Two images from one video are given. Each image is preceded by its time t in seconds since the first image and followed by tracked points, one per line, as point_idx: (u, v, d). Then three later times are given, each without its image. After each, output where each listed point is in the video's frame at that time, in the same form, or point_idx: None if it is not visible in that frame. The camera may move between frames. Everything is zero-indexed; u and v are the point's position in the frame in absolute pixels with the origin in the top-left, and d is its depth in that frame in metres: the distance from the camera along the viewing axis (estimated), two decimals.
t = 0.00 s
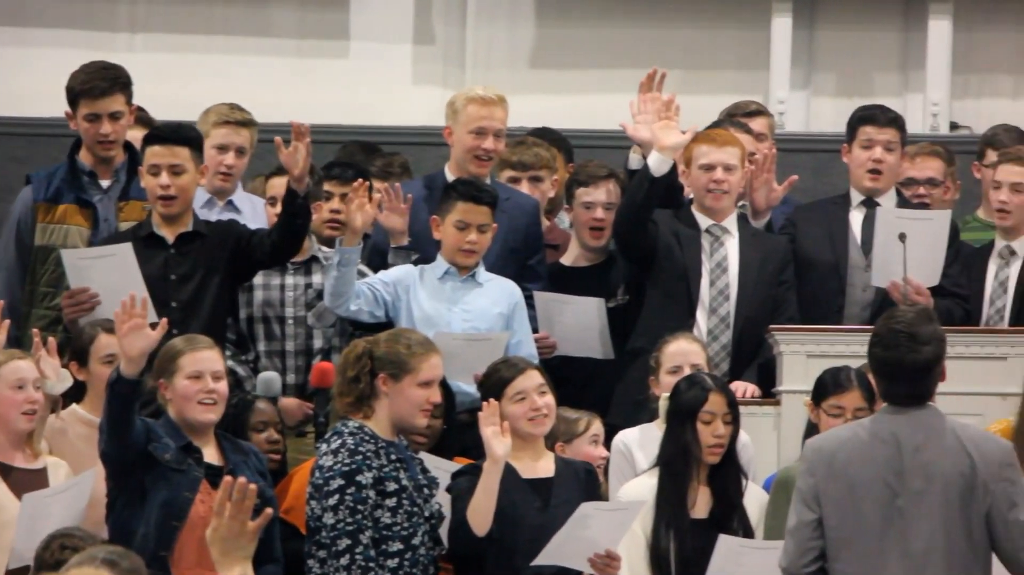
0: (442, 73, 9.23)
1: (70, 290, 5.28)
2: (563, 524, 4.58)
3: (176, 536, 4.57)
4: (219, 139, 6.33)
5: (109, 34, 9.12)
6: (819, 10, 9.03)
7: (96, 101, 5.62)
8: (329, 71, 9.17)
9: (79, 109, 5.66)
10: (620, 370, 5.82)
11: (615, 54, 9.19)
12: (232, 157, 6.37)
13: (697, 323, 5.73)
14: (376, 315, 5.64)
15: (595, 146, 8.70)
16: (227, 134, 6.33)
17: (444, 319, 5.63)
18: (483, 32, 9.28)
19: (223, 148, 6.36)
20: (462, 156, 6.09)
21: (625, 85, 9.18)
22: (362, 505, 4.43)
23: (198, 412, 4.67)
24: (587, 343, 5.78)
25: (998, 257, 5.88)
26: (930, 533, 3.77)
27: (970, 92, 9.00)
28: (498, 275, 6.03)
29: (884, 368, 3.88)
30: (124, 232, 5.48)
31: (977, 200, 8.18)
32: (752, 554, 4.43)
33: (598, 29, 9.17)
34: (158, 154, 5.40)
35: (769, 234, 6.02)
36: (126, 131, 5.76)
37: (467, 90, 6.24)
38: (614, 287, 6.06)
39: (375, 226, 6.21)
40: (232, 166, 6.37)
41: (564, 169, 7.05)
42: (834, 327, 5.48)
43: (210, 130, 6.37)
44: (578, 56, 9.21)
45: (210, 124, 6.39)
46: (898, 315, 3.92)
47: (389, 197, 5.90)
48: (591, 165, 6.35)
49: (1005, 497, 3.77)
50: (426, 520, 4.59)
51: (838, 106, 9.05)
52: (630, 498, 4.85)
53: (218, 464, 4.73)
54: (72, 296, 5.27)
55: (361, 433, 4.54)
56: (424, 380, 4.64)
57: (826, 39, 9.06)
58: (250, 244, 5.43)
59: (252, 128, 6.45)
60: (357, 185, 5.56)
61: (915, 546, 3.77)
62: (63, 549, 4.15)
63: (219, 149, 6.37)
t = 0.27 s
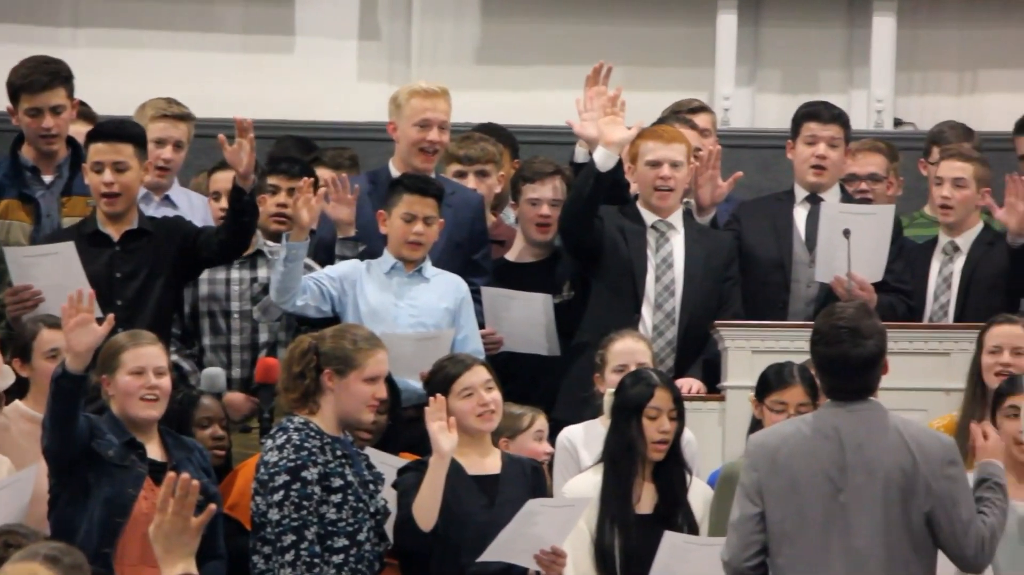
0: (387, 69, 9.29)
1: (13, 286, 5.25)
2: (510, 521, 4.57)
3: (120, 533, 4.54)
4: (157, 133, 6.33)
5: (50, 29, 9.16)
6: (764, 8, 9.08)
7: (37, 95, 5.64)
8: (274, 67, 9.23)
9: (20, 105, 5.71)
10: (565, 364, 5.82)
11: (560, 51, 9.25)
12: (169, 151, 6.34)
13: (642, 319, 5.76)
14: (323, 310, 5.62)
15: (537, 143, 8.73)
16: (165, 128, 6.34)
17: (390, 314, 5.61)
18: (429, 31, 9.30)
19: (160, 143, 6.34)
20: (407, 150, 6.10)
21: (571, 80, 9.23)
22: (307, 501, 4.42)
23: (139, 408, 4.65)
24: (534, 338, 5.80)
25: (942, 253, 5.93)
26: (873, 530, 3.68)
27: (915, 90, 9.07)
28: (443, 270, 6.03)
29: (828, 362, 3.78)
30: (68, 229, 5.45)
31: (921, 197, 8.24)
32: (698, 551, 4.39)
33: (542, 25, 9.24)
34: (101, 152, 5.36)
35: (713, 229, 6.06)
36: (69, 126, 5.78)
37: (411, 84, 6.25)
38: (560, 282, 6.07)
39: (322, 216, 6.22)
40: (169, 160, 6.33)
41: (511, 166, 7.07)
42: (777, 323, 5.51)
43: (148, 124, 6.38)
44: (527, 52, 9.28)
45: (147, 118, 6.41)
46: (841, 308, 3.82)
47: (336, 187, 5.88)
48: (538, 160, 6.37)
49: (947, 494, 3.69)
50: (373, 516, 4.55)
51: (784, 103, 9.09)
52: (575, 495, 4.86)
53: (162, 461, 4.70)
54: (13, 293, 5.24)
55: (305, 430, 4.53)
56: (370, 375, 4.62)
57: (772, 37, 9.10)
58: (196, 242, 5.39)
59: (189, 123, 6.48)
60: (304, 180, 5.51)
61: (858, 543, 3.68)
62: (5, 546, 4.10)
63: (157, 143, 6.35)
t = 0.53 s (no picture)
0: (329, 67, 9.31)
1: None
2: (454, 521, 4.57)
3: (60, 534, 4.51)
4: (93, 131, 6.29)
5: None
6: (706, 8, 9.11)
7: None
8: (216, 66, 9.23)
9: None
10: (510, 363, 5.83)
11: (503, 51, 9.30)
12: (106, 149, 6.32)
13: (586, 319, 5.78)
14: (267, 311, 5.61)
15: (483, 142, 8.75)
16: (100, 126, 6.32)
17: (334, 313, 5.60)
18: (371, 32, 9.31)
19: (97, 141, 6.30)
20: (349, 145, 6.09)
21: (512, 80, 9.29)
22: (251, 501, 4.39)
23: (76, 407, 4.57)
24: (478, 335, 5.79)
25: (884, 253, 5.98)
26: (812, 528, 3.70)
27: (856, 89, 9.12)
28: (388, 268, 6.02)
29: (767, 360, 3.78)
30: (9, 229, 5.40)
31: (862, 195, 8.30)
32: (642, 550, 4.41)
33: (484, 25, 9.28)
34: (42, 154, 5.33)
35: (656, 229, 6.09)
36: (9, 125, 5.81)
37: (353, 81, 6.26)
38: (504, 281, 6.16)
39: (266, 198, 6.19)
40: (106, 158, 6.30)
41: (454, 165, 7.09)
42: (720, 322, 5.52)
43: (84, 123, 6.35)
44: (471, 51, 9.30)
45: (83, 117, 6.39)
46: (781, 307, 3.82)
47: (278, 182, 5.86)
48: (482, 159, 6.41)
49: (885, 491, 3.71)
50: (316, 516, 4.54)
51: (726, 102, 9.13)
52: (517, 495, 4.86)
53: (102, 461, 4.62)
54: None
55: (249, 430, 4.49)
56: (314, 375, 4.57)
57: (713, 37, 9.14)
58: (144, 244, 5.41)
59: (125, 122, 6.48)
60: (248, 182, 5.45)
61: (797, 541, 3.70)
62: None
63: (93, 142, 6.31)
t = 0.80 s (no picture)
0: (275, 65, 9.29)
1: None
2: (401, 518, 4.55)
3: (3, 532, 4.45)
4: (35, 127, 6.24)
5: None
6: (652, 7, 9.13)
7: None
8: (161, 62, 9.19)
9: None
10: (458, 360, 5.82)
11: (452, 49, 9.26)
12: (48, 145, 6.27)
13: (532, 317, 5.78)
14: (213, 312, 5.60)
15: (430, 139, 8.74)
16: (43, 122, 6.28)
17: (278, 311, 5.57)
18: (317, 29, 9.32)
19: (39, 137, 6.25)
20: (295, 142, 6.07)
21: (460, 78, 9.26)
22: (196, 499, 4.35)
23: (17, 405, 4.53)
24: (423, 332, 5.78)
25: (830, 250, 6.00)
26: (758, 525, 3.70)
27: (801, 88, 9.16)
28: (334, 264, 6.00)
29: (711, 358, 3.79)
30: None
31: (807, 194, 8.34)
32: (587, 545, 4.42)
33: (431, 22, 9.25)
34: None
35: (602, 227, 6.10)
36: None
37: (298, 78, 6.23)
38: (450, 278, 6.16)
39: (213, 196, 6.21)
40: (48, 154, 6.25)
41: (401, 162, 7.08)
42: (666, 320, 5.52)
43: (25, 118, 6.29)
44: (417, 49, 9.27)
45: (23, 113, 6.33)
46: (721, 305, 3.83)
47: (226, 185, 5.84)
48: (428, 157, 6.42)
49: (829, 488, 3.73)
50: (262, 514, 4.51)
51: (672, 100, 9.15)
52: (465, 491, 4.85)
53: (45, 459, 4.60)
54: None
55: (195, 428, 4.45)
56: (261, 373, 4.55)
57: (660, 35, 9.17)
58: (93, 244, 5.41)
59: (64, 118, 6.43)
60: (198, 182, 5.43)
61: (743, 540, 3.70)
62: None
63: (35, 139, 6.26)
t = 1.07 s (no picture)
0: (226, 63, 9.24)
1: None
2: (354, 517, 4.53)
3: None
4: None
5: None
6: (605, 6, 9.12)
7: None
8: (111, 61, 9.15)
9: None
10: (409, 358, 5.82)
11: (405, 47, 9.21)
12: None
13: (485, 316, 5.77)
14: (163, 313, 5.57)
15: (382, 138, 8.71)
16: None
17: (227, 311, 5.53)
18: (268, 26, 9.27)
19: None
20: (246, 140, 6.03)
21: (412, 76, 9.22)
22: (149, 498, 4.30)
23: None
24: (377, 331, 5.74)
25: (782, 249, 6.01)
26: (710, 524, 3.70)
27: (753, 86, 9.16)
28: (286, 262, 5.97)
29: (664, 358, 3.78)
30: None
31: (758, 193, 8.35)
32: (541, 544, 4.41)
33: (383, 20, 9.21)
34: None
35: (554, 226, 6.10)
36: None
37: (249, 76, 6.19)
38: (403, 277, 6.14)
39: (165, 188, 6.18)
40: None
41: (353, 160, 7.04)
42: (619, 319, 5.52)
43: None
44: (368, 47, 9.24)
45: None
46: (673, 303, 3.83)
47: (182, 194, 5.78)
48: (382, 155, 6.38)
49: (780, 486, 3.73)
50: (214, 513, 4.48)
51: (623, 98, 9.16)
52: (418, 490, 4.82)
53: None
54: None
55: (147, 426, 4.40)
56: (213, 372, 4.51)
57: (612, 34, 9.16)
58: (44, 245, 5.39)
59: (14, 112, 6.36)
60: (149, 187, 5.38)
61: (696, 538, 3.69)
62: None
63: None
